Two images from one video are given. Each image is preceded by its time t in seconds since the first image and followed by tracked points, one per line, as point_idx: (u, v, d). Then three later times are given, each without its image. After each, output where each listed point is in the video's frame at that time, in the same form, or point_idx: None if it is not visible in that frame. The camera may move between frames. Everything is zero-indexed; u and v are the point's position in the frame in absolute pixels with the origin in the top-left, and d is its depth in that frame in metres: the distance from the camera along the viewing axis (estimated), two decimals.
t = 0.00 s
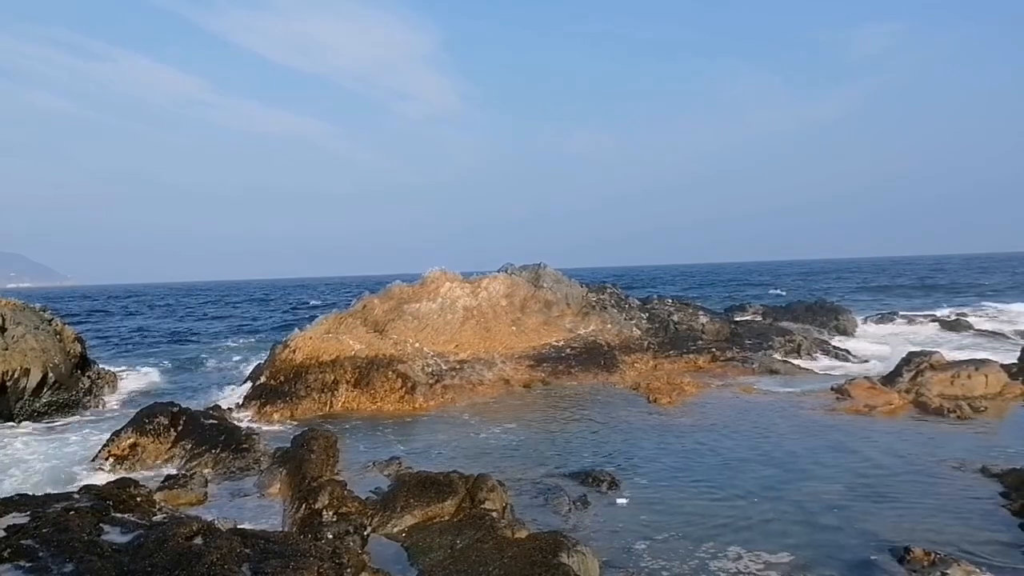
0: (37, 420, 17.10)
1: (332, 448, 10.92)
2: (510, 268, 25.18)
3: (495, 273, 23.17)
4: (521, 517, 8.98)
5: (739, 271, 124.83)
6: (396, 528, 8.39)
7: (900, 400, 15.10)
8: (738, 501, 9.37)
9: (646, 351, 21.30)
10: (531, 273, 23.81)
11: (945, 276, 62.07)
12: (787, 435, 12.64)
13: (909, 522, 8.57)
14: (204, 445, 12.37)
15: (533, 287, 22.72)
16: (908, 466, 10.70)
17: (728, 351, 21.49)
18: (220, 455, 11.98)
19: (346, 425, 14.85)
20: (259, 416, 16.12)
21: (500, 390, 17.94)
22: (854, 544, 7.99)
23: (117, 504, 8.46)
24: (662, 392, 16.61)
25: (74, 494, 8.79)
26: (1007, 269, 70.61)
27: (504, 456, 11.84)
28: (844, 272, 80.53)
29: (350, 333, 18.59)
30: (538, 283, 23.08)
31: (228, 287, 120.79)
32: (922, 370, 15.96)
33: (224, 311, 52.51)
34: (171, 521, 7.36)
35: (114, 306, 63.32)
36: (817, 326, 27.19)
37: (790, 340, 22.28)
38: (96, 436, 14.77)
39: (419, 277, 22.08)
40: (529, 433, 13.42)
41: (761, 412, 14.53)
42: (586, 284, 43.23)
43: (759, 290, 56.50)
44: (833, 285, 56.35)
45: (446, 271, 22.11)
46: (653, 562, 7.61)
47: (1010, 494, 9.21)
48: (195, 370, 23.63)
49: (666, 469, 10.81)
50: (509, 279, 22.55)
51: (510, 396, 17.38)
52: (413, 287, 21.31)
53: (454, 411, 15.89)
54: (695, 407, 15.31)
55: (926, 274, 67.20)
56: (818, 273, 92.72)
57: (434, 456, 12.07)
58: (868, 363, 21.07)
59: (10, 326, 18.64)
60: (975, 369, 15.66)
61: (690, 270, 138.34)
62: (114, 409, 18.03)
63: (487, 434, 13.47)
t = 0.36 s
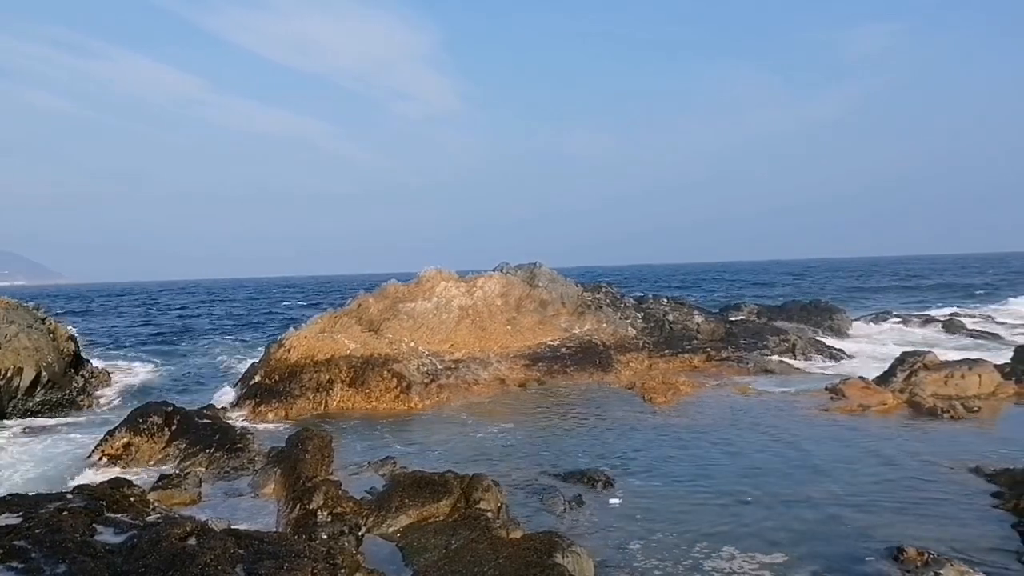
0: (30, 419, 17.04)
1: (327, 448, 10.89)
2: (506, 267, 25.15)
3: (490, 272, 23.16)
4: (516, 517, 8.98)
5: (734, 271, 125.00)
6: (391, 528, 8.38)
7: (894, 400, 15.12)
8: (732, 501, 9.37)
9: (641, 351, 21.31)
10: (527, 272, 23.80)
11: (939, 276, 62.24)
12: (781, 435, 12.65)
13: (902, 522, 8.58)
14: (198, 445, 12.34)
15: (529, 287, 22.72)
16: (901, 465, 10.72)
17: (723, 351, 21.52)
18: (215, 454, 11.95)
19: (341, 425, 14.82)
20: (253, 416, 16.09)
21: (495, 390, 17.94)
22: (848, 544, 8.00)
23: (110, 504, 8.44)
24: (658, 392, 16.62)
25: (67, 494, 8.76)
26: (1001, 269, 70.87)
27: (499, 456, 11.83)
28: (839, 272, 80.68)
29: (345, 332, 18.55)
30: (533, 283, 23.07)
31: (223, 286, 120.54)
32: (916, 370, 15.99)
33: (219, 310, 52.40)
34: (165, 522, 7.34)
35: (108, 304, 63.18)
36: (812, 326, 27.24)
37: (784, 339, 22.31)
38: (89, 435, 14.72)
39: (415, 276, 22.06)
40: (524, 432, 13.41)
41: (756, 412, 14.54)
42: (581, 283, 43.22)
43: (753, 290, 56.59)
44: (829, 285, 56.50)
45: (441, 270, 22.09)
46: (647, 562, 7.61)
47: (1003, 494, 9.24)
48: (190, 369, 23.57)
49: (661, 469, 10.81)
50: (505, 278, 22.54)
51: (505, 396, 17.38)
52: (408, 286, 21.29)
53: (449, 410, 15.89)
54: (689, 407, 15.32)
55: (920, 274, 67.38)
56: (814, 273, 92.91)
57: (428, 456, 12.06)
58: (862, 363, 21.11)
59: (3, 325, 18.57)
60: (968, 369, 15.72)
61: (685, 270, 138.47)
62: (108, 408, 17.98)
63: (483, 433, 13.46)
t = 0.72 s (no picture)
0: None
1: (301, 450, 10.79)
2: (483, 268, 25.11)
3: (467, 273, 23.11)
4: (491, 520, 8.96)
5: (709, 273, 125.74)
6: (364, 531, 8.33)
7: (865, 402, 15.26)
8: (705, 503, 9.42)
9: (617, 353, 21.36)
10: (503, 273, 23.76)
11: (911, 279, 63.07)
12: (754, 438, 12.73)
13: (873, 524, 8.66)
14: (168, 447, 12.19)
15: (505, 288, 22.71)
16: (872, 468, 10.83)
17: (697, 352, 21.63)
18: (186, 457, 11.82)
19: (315, 426, 14.71)
20: (226, 417, 15.93)
21: (471, 391, 17.90)
22: (819, 546, 8.06)
23: (77, 507, 8.31)
24: (633, 393, 16.67)
25: (33, 497, 8.61)
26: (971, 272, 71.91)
27: (473, 458, 11.80)
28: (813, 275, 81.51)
29: (319, 333, 18.43)
30: (510, 283, 23.05)
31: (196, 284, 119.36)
32: (886, 373, 16.16)
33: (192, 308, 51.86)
34: (133, 525, 7.24)
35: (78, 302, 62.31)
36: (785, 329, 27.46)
37: (758, 342, 22.48)
38: (57, 436, 14.50)
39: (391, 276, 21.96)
40: (499, 434, 13.39)
41: (730, 415, 14.62)
42: (558, 284, 43.25)
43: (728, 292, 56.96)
44: (803, 287, 57.02)
45: (417, 270, 22.00)
46: (621, 565, 7.62)
47: (971, 497, 9.36)
48: (162, 369, 23.30)
49: (635, 472, 10.84)
50: (481, 279, 22.50)
51: (480, 397, 17.35)
52: (384, 286, 21.17)
53: (425, 412, 15.83)
54: (664, 409, 15.38)
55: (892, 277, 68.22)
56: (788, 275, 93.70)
57: (403, 458, 12.00)
58: (835, 365, 21.31)
59: None
60: (938, 372, 15.94)
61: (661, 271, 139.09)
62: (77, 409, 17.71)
63: (457, 435, 13.42)
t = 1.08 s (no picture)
0: None
1: (269, 451, 10.68)
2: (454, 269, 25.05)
3: (438, 273, 23.03)
4: (461, 523, 8.94)
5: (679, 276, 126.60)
6: (333, 534, 8.28)
7: (833, 406, 15.43)
8: (675, 506, 9.47)
9: (588, 355, 21.42)
10: (475, 274, 23.72)
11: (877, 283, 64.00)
12: (724, 440, 12.82)
13: (840, 527, 8.76)
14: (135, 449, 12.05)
15: (477, 288, 22.70)
16: (839, 471, 10.96)
17: (667, 355, 21.77)
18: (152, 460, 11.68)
19: (284, 427, 14.59)
20: (193, 417, 15.73)
21: (441, 393, 17.85)
22: (787, 550, 8.14)
23: (39, 510, 8.16)
24: (603, 395, 16.72)
25: None
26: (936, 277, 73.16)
27: (444, 460, 11.76)
28: (782, 278, 82.37)
29: (289, 332, 18.27)
30: (481, 284, 23.02)
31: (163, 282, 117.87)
32: (853, 377, 16.37)
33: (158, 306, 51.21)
34: (98, 528, 7.13)
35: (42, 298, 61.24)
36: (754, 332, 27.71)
37: (728, 345, 22.66)
38: (19, 437, 14.23)
39: (362, 276, 21.82)
40: (470, 436, 13.36)
41: (700, 417, 14.71)
42: (529, 285, 43.27)
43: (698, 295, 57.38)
44: (771, 290, 57.61)
45: (389, 271, 21.89)
46: (591, 568, 7.63)
47: (935, 500, 9.50)
48: (128, 368, 22.97)
49: (606, 474, 10.86)
50: (452, 280, 22.44)
51: (451, 398, 17.33)
52: (355, 286, 21.03)
53: (396, 413, 15.76)
54: (635, 411, 15.44)
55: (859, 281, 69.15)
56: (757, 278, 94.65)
57: (372, 459, 11.93)
58: (803, 369, 21.55)
59: None
60: (904, 376, 16.18)
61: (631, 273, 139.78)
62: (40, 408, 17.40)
63: (428, 437, 13.37)
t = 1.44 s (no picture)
0: None
1: (251, 455, 10.60)
2: (438, 271, 24.98)
3: (421, 276, 22.96)
4: (444, 527, 8.91)
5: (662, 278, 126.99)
6: (315, 539, 8.23)
7: (815, 408, 15.53)
8: (658, 509, 9.49)
9: (571, 357, 21.44)
10: (459, 277, 23.67)
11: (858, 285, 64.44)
12: (707, 443, 12.87)
13: (822, 530, 8.81)
14: (115, 454, 11.94)
15: (460, 291, 22.66)
16: (820, 473, 11.02)
17: (651, 357, 21.83)
18: (131, 465, 11.58)
19: (266, 432, 14.50)
20: (174, 422, 15.60)
21: (424, 396, 17.81)
22: (770, 552, 8.18)
23: (17, 516, 8.06)
24: (587, 398, 16.74)
25: None
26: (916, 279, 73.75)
27: (427, 464, 11.72)
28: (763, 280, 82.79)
29: (271, 335, 18.16)
30: (464, 287, 22.98)
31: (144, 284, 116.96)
32: (835, 379, 16.48)
33: (137, 309, 50.78)
34: (77, 535, 7.04)
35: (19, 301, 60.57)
36: (737, 334, 27.83)
37: (710, 348, 22.75)
38: None
39: (345, 279, 21.72)
40: (454, 439, 13.32)
41: (683, 420, 14.75)
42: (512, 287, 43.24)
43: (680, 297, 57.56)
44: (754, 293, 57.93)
45: (372, 273, 21.81)
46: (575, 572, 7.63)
47: (916, 502, 9.58)
48: (108, 371, 22.77)
49: (590, 478, 10.87)
50: (436, 282, 22.39)
51: (434, 401, 17.30)
52: (337, 289, 20.92)
53: (379, 417, 15.71)
54: (618, 414, 15.46)
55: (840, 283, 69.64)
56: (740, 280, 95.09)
57: (355, 463, 11.88)
58: (785, 370, 21.66)
59: None
60: (885, 378, 16.31)
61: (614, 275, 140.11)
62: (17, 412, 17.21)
63: (412, 440, 13.33)
